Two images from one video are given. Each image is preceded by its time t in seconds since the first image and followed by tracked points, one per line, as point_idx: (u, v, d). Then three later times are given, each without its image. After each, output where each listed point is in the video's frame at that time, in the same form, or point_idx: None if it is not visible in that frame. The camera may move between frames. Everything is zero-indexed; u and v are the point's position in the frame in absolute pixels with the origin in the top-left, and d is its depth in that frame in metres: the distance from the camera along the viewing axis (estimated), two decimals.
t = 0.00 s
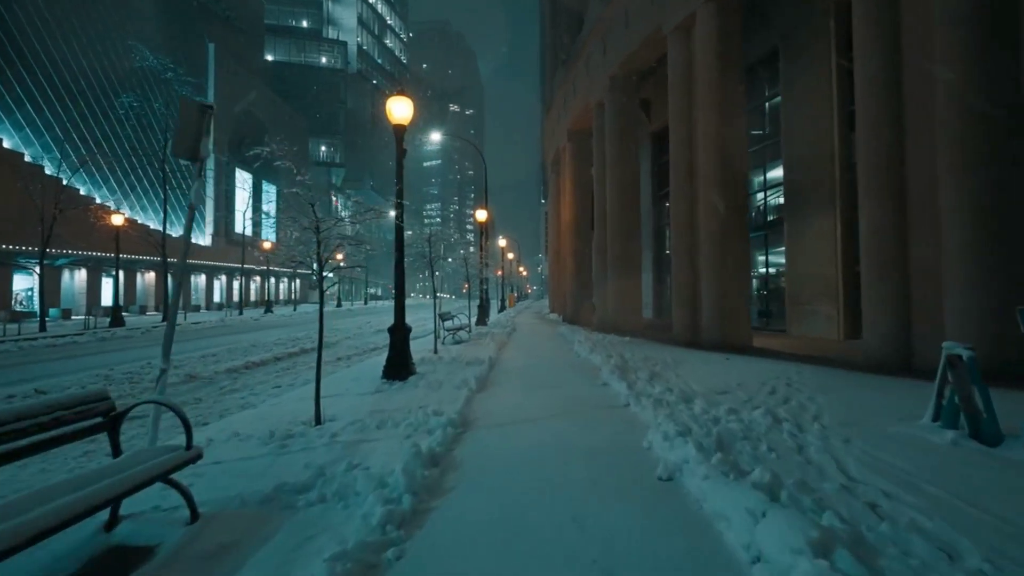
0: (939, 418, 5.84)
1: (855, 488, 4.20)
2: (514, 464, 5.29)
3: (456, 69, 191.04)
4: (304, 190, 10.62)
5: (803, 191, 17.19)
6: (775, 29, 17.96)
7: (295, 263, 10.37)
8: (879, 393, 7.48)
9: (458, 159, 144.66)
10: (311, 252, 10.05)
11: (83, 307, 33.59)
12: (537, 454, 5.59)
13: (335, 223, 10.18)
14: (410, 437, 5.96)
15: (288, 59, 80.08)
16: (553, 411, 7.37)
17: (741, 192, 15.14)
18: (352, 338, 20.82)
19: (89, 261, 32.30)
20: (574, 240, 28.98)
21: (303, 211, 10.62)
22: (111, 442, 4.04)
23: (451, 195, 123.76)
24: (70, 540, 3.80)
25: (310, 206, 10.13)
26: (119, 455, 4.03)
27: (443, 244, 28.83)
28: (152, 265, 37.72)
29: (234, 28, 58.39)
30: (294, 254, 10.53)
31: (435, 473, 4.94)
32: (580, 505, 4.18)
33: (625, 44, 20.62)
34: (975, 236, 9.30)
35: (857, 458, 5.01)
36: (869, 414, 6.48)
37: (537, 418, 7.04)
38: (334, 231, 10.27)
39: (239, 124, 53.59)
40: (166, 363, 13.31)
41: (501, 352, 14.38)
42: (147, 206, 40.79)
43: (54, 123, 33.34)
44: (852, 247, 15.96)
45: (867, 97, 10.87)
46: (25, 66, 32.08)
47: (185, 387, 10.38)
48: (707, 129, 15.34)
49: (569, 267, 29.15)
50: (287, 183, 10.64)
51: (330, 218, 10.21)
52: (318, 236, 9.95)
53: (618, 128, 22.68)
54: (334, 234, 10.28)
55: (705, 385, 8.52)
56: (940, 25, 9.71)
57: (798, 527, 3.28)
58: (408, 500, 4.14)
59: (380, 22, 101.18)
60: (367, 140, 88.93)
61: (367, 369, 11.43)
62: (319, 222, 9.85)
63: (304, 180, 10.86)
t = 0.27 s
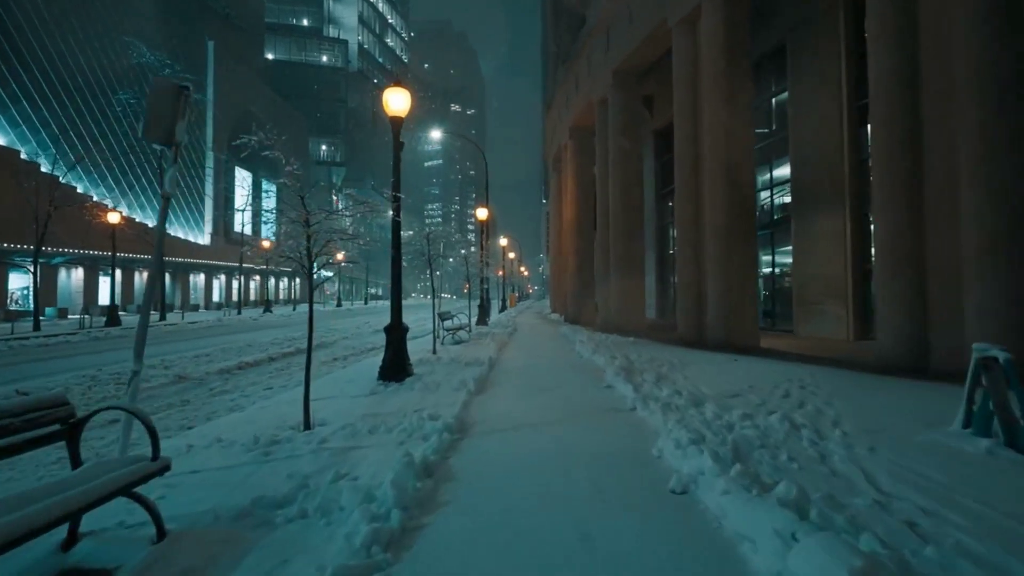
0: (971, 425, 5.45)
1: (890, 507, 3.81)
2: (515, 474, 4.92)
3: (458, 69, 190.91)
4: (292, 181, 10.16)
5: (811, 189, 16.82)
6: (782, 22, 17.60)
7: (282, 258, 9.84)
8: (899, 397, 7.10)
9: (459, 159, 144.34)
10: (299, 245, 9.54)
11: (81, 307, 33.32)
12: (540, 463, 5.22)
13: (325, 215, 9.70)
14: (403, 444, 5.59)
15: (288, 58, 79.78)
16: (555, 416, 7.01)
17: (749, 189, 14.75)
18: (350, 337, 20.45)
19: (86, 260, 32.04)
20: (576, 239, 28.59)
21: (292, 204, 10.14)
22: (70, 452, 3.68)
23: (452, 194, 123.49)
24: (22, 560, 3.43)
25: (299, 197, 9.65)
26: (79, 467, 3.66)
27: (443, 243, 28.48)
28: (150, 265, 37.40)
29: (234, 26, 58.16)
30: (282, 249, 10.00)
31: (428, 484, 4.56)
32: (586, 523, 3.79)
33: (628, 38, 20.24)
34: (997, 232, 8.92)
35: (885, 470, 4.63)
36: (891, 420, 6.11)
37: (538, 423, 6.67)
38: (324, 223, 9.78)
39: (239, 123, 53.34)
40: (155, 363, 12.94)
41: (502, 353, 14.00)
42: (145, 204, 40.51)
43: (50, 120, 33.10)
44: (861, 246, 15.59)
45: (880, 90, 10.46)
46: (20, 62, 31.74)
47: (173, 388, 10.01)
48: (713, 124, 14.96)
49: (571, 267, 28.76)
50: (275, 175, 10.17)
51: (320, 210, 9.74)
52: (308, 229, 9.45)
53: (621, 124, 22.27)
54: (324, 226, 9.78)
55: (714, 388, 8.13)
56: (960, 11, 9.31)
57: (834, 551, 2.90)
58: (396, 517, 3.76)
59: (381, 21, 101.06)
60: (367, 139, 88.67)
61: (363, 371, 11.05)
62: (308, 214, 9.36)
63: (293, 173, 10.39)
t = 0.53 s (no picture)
0: (1003, 440, 5.12)
1: (926, 536, 3.47)
2: (515, 494, 4.58)
3: (459, 69, 190.68)
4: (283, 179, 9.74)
5: (819, 188, 16.46)
6: (790, 18, 17.23)
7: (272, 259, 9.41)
8: (920, 407, 6.76)
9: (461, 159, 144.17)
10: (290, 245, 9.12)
11: (79, 307, 33.07)
12: (542, 481, 4.88)
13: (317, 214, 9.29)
14: (395, 459, 5.24)
15: (289, 57, 79.58)
16: (558, 426, 6.67)
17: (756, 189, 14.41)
18: (349, 339, 20.12)
19: (83, 260, 31.79)
20: (578, 239, 28.24)
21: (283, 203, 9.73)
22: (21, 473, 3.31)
23: (454, 194, 123.21)
24: None
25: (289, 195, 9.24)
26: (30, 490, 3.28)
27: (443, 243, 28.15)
28: (148, 265, 37.14)
29: (234, 25, 57.95)
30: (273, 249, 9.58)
31: (420, 506, 4.22)
32: (592, 553, 3.45)
33: (632, 35, 19.87)
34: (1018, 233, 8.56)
35: (915, 491, 4.29)
36: (914, 432, 5.76)
37: (540, 433, 6.32)
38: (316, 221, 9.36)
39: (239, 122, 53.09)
40: (147, 366, 12.61)
41: (503, 356, 13.65)
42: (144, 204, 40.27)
43: (47, 118, 32.87)
44: (870, 247, 15.26)
45: (894, 86, 10.08)
46: (17, 60, 31.47)
47: (162, 393, 9.69)
48: (719, 122, 14.60)
49: (573, 267, 28.40)
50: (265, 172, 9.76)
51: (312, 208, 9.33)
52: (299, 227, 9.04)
53: (624, 123, 21.90)
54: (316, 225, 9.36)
55: (724, 395, 7.78)
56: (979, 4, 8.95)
57: None
58: (383, 547, 3.41)
59: (382, 21, 100.88)
60: (368, 139, 88.42)
61: (359, 375, 10.73)
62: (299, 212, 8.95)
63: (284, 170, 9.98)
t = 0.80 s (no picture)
0: None
1: (972, 559, 3.11)
2: (513, 508, 4.17)
3: (461, 69, 190.51)
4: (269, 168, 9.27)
5: (826, 186, 16.09)
6: (796, 12, 16.86)
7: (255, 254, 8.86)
8: (943, 412, 6.39)
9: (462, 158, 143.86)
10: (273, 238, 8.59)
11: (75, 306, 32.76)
12: (544, 492, 4.51)
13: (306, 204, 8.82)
14: (384, 466, 4.88)
15: (290, 56, 79.40)
16: (559, 431, 6.31)
17: (764, 186, 14.01)
18: (346, 339, 19.77)
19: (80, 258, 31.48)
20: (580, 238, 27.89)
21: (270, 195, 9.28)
22: None
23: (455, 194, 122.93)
24: None
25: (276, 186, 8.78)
26: None
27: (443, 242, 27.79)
28: (145, 263, 36.83)
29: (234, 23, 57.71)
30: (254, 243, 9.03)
31: (409, 520, 3.87)
32: None
33: (635, 30, 19.49)
34: None
35: (951, 505, 3.93)
36: (941, 439, 5.39)
37: (539, 440, 5.94)
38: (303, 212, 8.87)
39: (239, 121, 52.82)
40: (136, 365, 12.26)
41: (503, 357, 13.28)
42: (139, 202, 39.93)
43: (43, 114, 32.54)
44: (879, 246, 14.89)
45: (908, 79, 9.70)
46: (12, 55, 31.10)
47: (149, 394, 9.34)
48: (725, 117, 14.23)
49: (574, 267, 28.04)
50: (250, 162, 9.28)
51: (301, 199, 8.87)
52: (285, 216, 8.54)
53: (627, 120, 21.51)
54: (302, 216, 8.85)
55: (733, 399, 7.42)
56: None
57: None
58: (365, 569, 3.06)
59: (383, 20, 100.72)
60: (369, 138, 88.15)
61: (353, 376, 10.38)
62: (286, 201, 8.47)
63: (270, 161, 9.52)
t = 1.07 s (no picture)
0: None
1: None
2: (510, 536, 3.81)
3: (462, 69, 190.37)
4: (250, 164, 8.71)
5: (833, 186, 15.71)
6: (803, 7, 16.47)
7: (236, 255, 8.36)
8: (967, 425, 6.03)
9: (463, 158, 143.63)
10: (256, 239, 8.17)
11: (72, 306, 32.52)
12: (542, 516, 4.14)
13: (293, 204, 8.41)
14: (370, 487, 4.52)
15: (290, 55, 79.29)
16: (560, 444, 5.96)
17: (770, 186, 13.63)
18: (343, 342, 19.43)
19: (76, 259, 31.22)
20: (582, 239, 27.53)
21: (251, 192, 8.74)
22: None
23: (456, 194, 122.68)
24: None
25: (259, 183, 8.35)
26: None
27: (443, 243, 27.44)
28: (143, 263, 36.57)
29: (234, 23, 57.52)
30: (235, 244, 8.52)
31: (395, 553, 3.50)
32: None
33: (638, 26, 19.11)
34: None
35: (993, 536, 3.56)
36: (969, 456, 5.03)
37: (539, 454, 5.58)
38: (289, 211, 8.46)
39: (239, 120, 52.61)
40: (125, 369, 11.91)
41: (502, 360, 12.92)
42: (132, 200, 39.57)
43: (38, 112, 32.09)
44: (889, 248, 14.52)
45: (921, 70, 9.30)
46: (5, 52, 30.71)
47: (134, 401, 8.99)
48: (731, 114, 13.85)
49: (576, 268, 27.68)
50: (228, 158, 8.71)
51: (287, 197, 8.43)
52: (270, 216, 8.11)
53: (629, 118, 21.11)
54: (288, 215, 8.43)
55: (744, 409, 7.05)
56: None
57: None
58: None
59: (384, 19, 100.60)
60: (370, 138, 87.94)
61: (347, 381, 10.04)
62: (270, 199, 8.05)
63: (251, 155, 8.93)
